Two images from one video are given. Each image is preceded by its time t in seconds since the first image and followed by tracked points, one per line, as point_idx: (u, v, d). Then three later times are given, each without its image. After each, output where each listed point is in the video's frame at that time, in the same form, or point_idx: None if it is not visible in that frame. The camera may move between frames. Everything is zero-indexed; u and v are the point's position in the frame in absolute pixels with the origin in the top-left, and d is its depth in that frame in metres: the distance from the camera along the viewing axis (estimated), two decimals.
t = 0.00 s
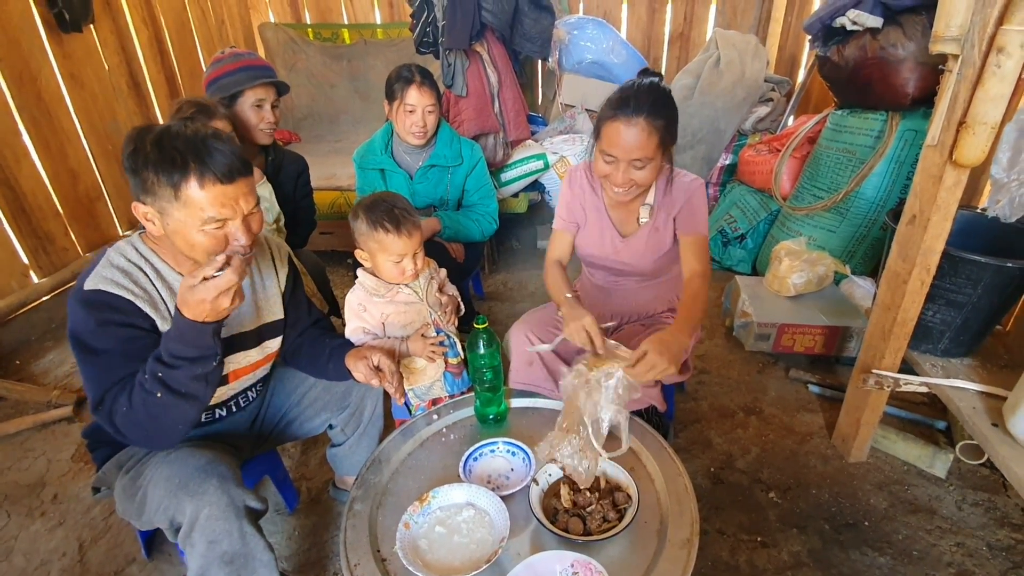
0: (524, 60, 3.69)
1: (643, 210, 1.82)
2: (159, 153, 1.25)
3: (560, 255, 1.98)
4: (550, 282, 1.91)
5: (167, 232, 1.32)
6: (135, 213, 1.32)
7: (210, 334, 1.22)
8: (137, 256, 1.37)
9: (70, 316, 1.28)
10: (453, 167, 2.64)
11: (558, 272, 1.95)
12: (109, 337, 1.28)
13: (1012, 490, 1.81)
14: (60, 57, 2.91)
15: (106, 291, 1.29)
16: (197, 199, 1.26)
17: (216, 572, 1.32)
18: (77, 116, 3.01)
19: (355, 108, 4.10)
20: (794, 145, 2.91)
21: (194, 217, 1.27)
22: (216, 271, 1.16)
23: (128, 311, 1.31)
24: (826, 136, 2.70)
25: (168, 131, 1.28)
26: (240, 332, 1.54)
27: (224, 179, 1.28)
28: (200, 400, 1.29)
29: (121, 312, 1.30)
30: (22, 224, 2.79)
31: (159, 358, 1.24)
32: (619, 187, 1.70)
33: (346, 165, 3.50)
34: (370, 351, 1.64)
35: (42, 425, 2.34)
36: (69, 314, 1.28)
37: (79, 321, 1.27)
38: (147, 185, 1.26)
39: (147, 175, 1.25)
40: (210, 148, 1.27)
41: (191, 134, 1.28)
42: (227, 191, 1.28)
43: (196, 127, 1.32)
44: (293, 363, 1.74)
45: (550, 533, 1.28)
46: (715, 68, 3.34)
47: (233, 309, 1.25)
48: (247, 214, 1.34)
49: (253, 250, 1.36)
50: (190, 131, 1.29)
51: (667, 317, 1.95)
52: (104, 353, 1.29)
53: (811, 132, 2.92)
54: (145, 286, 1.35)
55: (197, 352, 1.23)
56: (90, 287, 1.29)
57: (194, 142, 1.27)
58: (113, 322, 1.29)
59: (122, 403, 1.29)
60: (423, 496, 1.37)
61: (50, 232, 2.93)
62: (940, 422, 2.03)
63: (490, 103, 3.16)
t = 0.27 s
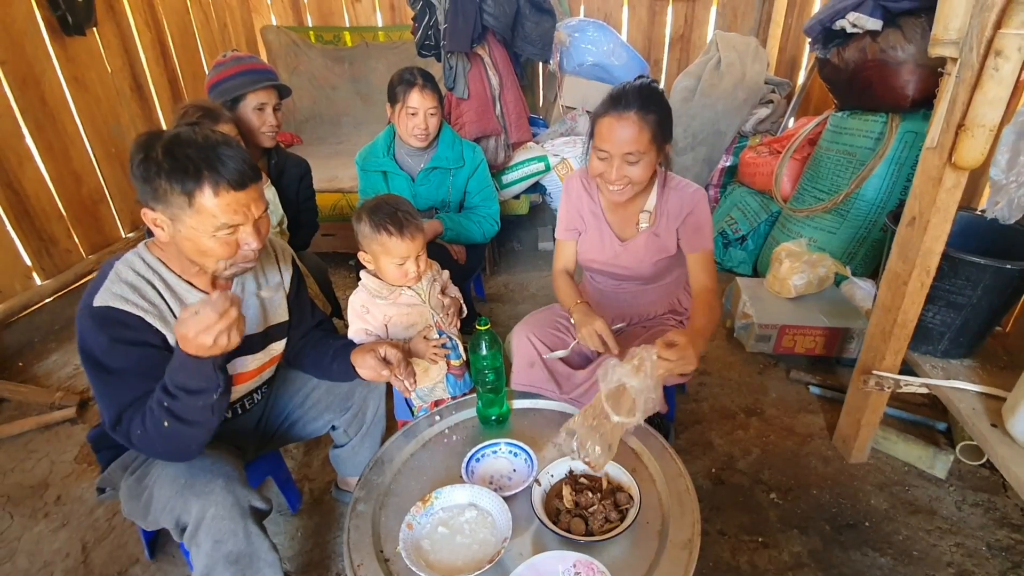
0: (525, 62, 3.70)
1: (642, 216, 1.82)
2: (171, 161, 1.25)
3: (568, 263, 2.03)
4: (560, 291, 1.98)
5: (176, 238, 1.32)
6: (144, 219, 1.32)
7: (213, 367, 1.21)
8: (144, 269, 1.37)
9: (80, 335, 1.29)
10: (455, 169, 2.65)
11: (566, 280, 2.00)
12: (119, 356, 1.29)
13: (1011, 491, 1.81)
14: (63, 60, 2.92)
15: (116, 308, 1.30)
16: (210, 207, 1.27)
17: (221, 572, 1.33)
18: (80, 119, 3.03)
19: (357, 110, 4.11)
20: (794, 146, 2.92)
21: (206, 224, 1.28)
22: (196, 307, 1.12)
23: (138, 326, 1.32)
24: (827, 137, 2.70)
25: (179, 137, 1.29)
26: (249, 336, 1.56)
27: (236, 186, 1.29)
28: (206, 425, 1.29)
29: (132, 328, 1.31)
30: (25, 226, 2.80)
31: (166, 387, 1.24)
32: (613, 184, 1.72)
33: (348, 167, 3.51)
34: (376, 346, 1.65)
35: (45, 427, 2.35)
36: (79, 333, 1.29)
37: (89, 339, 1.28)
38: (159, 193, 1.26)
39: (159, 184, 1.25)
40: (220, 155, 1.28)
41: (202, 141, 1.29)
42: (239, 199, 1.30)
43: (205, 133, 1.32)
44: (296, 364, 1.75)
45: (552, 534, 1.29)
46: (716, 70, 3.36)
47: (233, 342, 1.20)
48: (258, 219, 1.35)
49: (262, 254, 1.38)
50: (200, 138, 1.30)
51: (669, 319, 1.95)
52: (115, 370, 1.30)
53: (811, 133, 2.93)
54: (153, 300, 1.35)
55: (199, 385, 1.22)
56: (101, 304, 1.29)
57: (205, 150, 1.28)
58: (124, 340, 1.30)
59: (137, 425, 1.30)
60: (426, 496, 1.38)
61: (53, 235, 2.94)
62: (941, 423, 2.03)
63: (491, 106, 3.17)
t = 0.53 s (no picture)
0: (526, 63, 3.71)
1: (643, 220, 1.83)
2: (177, 165, 1.25)
3: (569, 268, 2.06)
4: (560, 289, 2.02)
5: (181, 241, 1.32)
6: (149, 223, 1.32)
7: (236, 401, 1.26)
8: (149, 275, 1.37)
9: (84, 345, 1.28)
10: (457, 170, 2.66)
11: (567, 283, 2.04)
12: (124, 365, 1.29)
13: (1014, 492, 1.81)
14: (67, 61, 2.93)
15: (121, 316, 1.29)
16: (215, 210, 1.27)
17: (225, 569, 1.33)
18: (83, 121, 3.03)
19: (359, 112, 4.12)
20: (796, 147, 2.92)
21: (211, 227, 1.28)
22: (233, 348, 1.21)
23: (143, 334, 1.31)
24: (828, 139, 2.71)
25: (183, 139, 1.29)
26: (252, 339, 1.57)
27: (241, 188, 1.29)
28: (216, 443, 1.32)
29: (136, 337, 1.30)
30: (28, 227, 2.81)
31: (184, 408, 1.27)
32: (618, 179, 1.71)
33: (349, 168, 3.52)
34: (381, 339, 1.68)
35: (48, 427, 2.35)
36: (83, 342, 1.28)
37: (95, 349, 1.27)
38: (164, 196, 1.26)
39: (164, 187, 1.25)
40: (225, 157, 1.28)
41: (206, 143, 1.29)
42: (244, 202, 1.30)
43: (209, 135, 1.32)
44: (298, 364, 1.75)
45: (554, 533, 1.29)
46: (717, 71, 3.36)
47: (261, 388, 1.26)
48: (262, 222, 1.36)
49: (266, 256, 1.38)
50: (205, 142, 1.30)
51: (670, 321, 1.95)
52: (120, 380, 1.30)
53: (812, 134, 2.93)
54: (158, 307, 1.35)
55: (218, 414, 1.26)
56: (105, 312, 1.28)
57: (210, 153, 1.28)
58: (129, 349, 1.29)
59: (146, 437, 1.29)
60: (428, 496, 1.38)
61: (56, 235, 2.95)
62: (943, 424, 2.03)
63: (493, 107, 3.17)
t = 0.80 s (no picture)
0: (527, 64, 3.71)
1: (646, 222, 1.83)
2: (175, 165, 1.25)
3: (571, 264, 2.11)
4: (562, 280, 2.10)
5: (180, 242, 1.32)
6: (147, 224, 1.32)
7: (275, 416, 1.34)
8: (148, 276, 1.37)
9: (87, 346, 1.28)
10: (458, 171, 2.66)
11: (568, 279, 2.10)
12: (126, 366, 1.29)
13: (1017, 493, 1.81)
14: (69, 62, 2.93)
15: (120, 316, 1.29)
16: (214, 211, 1.27)
17: (221, 571, 1.33)
18: (85, 121, 3.04)
19: (360, 112, 4.12)
20: (797, 148, 2.92)
21: (210, 228, 1.28)
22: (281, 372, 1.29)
23: (142, 335, 1.31)
24: (830, 139, 2.70)
25: (181, 140, 1.29)
26: (252, 341, 1.57)
27: (240, 189, 1.29)
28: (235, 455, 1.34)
29: (137, 338, 1.30)
30: (31, 228, 2.81)
31: (223, 410, 1.32)
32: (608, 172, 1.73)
33: (351, 168, 3.52)
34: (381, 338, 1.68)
35: (50, 427, 2.36)
36: (86, 343, 1.28)
37: (97, 350, 1.27)
38: (162, 197, 1.26)
39: (162, 188, 1.25)
40: (223, 158, 1.29)
41: (204, 144, 1.29)
42: (243, 202, 1.30)
43: (208, 135, 1.32)
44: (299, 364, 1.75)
45: (556, 534, 1.29)
46: (719, 72, 3.35)
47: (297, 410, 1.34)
48: (261, 222, 1.36)
49: (266, 257, 1.39)
50: (202, 142, 1.30)
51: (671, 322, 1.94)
52: (121, 381, 1.29)
53: (814, 135, 2.92)
54: (157, 307, 1.35)
55: (259, 423, 1.33)
56: (105, 312, 1.28)
57: (208, 154, 1.28)
58: (131, 350, 1.30)
59: (166, 436, 1.29)
60: (429, 497, 1.38)
61: (58, 235, 2.95)
62: (945, 425, 2.03)
63: (494, 108, 3.17)
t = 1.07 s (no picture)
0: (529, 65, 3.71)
1: (649, 223, 1.85)
2: (172, 167, 1.25)
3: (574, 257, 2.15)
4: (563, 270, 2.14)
5: (178, 244, 1.33)
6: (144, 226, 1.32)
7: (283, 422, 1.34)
8: (146, 278, 1.37)
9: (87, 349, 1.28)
10: (460, 172, 2.66)
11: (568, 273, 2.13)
12: (128, 368, 1.29)
13: (1021, 495, 1.80)
14: (72, 64, 2.94)
15: (119, 318, 1.29)
16: (212, 212, 1.27)
17: (228, 569, 1.34)
18: (88, 123, 3.05)
19: (362, 114, 4.12)
20: (800, 148, 2.91)
21: (208, 229, 1.29)
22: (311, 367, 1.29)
23: (142, 337, 1.31)
24: (832, 140, 2.70)
25: (178, 142, 1.29)
26: (252, 343, 1.57)
27: (237, 190, 1.30)
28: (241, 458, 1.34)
29: (136, 339, 1.31)
30: (34, 229, 2.82)
31: (227, 417, 1.32)
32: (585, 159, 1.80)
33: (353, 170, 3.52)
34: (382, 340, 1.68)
35: (53, 427, 2.36)
36: (86, 346, 1.28)
37: (97, 353, 1.27)
38: (159, 200, 1.26)
39: (159, 190, 1.25)
40: (221, 159, 1.29)
41: (201, 145, 1.29)
42: (241, 203, 1.30)
43: (204, 136, 1.32)
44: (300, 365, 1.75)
45: (558, 535, 1.29)
46: (720, 73, 3.35)
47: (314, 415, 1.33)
48: (259, 223, 1.36)
49: (265, 258, 1.39)
50: (199, 143, 1.30)
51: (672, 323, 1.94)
52: (123, 383, 1.30)
53: (817, 136, 2.91)
54: (156, 309, 1.35)
55: (263, 430, 1.32)
56: (103, 314, 1.29)
57: (205, 156, 1.28)
58: (131, 353, 1.30)
59: (171, 439, 1.29)
60: (432, 497, 1.38)
61: (61, 237, 2.95)
62: (948, 427, 2.03)
63: (496, 109, 3.18)
